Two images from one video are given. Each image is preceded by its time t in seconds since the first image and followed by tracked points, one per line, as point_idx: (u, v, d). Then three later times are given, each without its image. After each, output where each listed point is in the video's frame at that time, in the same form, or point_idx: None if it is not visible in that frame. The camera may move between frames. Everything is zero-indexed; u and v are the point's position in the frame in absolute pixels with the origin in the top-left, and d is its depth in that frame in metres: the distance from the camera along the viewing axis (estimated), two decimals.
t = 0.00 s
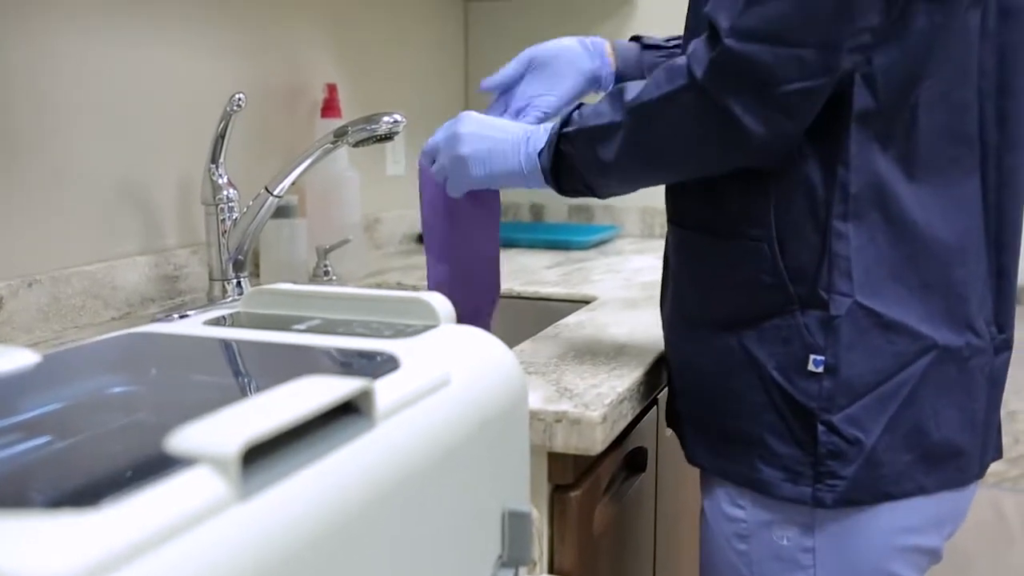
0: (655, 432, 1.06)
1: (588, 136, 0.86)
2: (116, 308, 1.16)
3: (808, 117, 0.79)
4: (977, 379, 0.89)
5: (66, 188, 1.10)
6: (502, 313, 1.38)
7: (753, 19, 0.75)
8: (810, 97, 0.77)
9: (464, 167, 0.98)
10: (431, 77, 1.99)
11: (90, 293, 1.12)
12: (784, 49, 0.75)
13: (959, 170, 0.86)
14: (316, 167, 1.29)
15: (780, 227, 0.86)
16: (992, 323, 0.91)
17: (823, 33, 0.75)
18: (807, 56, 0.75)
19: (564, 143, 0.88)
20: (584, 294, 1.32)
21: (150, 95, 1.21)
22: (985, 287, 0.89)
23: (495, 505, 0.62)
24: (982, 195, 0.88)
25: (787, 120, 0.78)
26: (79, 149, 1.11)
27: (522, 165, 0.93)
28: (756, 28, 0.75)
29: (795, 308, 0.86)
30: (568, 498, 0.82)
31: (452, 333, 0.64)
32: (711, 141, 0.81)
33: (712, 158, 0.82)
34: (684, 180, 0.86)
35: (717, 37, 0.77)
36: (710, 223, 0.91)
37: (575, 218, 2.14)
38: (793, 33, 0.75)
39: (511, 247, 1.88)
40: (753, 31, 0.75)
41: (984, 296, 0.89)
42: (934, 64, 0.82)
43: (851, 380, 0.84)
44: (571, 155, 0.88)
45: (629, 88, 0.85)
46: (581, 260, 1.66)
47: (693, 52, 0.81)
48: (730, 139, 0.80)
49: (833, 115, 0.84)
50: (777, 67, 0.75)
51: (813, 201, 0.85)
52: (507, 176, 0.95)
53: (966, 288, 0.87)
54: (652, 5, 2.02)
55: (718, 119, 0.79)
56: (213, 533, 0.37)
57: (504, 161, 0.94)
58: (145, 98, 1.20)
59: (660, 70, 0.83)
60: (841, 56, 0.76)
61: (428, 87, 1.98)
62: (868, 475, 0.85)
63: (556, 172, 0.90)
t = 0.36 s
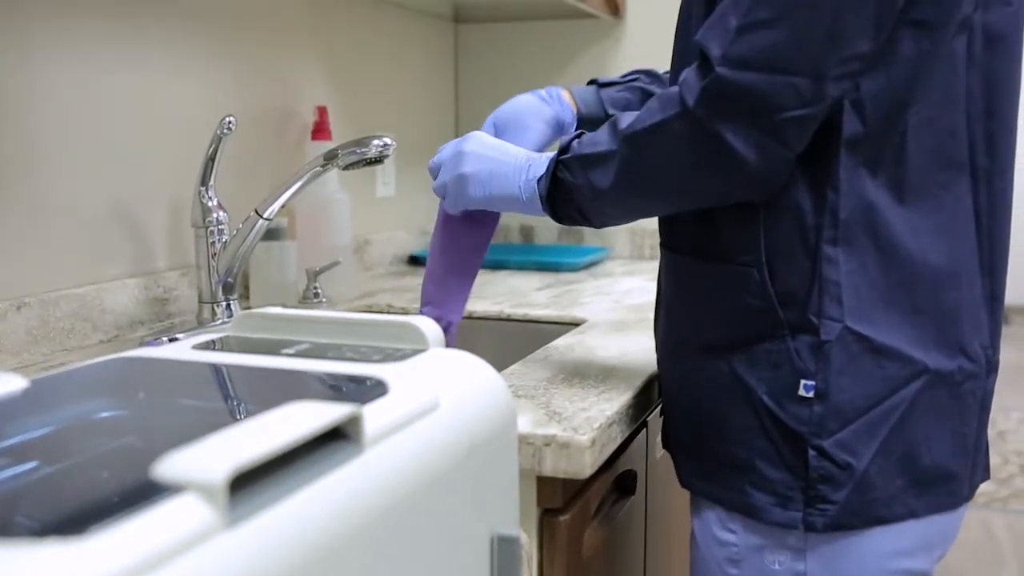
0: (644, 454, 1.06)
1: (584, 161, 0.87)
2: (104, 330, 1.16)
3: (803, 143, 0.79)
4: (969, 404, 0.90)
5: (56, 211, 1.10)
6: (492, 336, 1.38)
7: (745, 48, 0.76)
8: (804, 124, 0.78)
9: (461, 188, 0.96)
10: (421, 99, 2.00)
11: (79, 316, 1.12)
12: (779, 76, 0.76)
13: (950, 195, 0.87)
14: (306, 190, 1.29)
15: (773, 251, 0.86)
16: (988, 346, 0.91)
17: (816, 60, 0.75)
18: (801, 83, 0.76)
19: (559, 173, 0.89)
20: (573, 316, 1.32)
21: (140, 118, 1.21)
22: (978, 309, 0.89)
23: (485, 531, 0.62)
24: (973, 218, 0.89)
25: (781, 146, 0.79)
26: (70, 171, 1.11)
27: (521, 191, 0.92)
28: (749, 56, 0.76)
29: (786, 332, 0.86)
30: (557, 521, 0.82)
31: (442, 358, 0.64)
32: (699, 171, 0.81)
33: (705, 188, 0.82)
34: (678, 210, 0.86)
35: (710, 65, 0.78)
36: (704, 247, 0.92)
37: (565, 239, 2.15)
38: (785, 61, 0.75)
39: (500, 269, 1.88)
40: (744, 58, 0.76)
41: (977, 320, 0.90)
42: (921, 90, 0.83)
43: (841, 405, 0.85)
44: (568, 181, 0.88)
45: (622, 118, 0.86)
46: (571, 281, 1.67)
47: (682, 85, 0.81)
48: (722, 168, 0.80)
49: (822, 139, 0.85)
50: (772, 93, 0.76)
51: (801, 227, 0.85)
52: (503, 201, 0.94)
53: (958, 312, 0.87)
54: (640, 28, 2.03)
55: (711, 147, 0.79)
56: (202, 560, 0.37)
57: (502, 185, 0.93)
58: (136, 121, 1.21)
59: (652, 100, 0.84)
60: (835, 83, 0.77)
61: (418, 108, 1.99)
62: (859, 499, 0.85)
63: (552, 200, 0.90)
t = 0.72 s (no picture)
0: (633, 472, 1.07)
1: (596, 168, 0.87)
2: (93, 347, 1.15)
3: (800, 155, 0.79)
4: (956, 415, 0.90)
5: (45, 229, 1.10)
6: (482, 352, 1.38)
7: (731, 61, 0.76)
8: (797, 136, 0.77)
9: (495, 182, 0.95)
10: (411, 116, 2.00)
11: (67, 333, 1.11)
12: (768, 88, 0.75)
13: (933, 207, 0.87)
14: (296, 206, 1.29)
15: (764, 265, 0.87)
16: (974, 358, 0.92)
17: (803, 71, 0.75)
18: (791, 96, 0.75)
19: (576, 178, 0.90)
20: (563, 333, 1.32)
21: (131, 135, 1.21)
22: (964, 323, 0.90)
23: (473, 549, 0.62)
24: (956, 230, 0.89)
25: (776, 161, 0.78)
26: (59, 188, 1.11)
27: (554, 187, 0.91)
28: (734, 70, 0.76)
29: (776, 348, 0.86)
30: (546, 539, 0.82)
31: (431, 376, 0.64)
32: (702, 184, 0.81)
33: (708, 201, 0.82)
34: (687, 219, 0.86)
35: (699, 80, 0.79)
36: (694, 264, 0.92)
37: (555, 255, 2.15)
38: (773, 74, 0.75)
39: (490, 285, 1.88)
40: (731, 72, 0.76)
41: (964, 332, 0.90)
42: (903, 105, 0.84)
43: (832, 422, 0.85)
44: (586, 184, 0.89)
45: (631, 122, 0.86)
46: (561, 298, 1.67)
47: (678, 95, 0.82)
48: (721, 182, 0.80)
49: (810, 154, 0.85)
50: (762, 106, 0.76)
51: (792, 243, 0.85)
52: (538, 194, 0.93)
53: (942, 324, 0.88)
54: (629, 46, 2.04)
55: (706, 159, 0.80)
56: None
57: (535, 181, 0.92)
58: (126, 138, 1.21)
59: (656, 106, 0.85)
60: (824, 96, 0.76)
61: (408, 125, 1.99)
62: (850, 514, 0.85)
63: (578, 200, 0.91)
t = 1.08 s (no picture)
0: (621, 494, 1.06)
1: (589, 195, 0.87)
2: (79, 370, 1.15)
3: (798, 175, 0.78)
4: (947, 435, 0.91)
5: (32, 251, 1.09)
6: (469, 374, 1.38)
7: (726, 79, 0.76)
8: (796, 157, 0.76)
9: (485, 223, 0.98)
10: (399, 137, 2.01)
11: (52, 355, 1.11)
12: (765, 107, 0.75)
13: (919, 228, 0.88)
14: (283, 228, 1.29)
15: (761, 288, 0.87)
16: (960, 376, 0.93)
17: (800, 88, 0.74)
18: (789, 115, 0.75)
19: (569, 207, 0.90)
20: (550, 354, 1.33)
21: (118, 157, 1.22)
22: (951, 342, 0.91)
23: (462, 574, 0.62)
24: (940, 250, 0.90)
25: (775, 184, 0.77)
26: (46, 210, 1.11)
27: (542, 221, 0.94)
28: (729, 88, 0.75)
29: (775, 374, 0.86)
30: (533, 562, 0.82)
31: (419, 399, 0.64)
32: (703, 211, 0.80)
33: (708, 228, 0.81)
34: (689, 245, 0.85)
35: (692, 99, 0.78)
36: (688, 289, 0.92)
37: (543, 276, 2.15)
38: (770, 93, 0.75)
39: (478, 306, 1.88)
40: (726, 91, 0.76)
41: (951, 351, 0.91)
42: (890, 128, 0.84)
43: (831, 447, 0.85)
44: (578, 217, 0.89)
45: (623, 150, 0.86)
46: (548, 319, 1.67)
47: (671, 120, 0.81)
48: (721, 208, 0.79)
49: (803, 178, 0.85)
50: (759, 126, 0.75)
51: (787, 266, 0.85)
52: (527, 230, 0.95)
53: (930, 345, 0.89)
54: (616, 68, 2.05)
55: (701, 181, 0.78)
56: None
57: (523, 219, 0.95)
58: (113, 160, 1.21)
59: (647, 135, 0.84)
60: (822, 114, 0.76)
61: (396, 147, 2.00)
62: (851, 538, 0.86)
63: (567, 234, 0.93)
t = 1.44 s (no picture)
0: (604, 521, 1.06)
1: (579, 222, 0.87)
2: (61, 395, 1.14)
3: (786, 200, 0.78)
4: (931, 462, 0.91)
5: (15, 276, 1.09)
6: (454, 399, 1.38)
7: (713, 103, 0.76)
8: (783, 180, 0.76)
9: (483, 244, 0.98)
10: (384, 161, 2.01)
11: (34, 381, 1.11)
12: (752, 130, 0.75)
13: (903, 255, 0.89)
14: (268, 252, 1.29)
15: (750, 314, 0.87)
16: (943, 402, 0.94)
17: (788, 110, 0.75)
18: (776, 138, 0.75)
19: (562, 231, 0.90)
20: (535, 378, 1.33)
21: (103, 182, 1.21)
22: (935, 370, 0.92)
23: None
24: (923, 277, 0.91)
25: (763, 208, 0.77)
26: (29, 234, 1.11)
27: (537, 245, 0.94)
28: (716, 111, 0.76)
29: (765, 401, 0.86)
30: None
31: (401, 426, 0.64)
32: (693, 235, 0.80)
33: (698, 252, 0.81)
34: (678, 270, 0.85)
35: (680, 122, 0.78)
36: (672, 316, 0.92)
37: (528, 299, 2.15)
38: (758, 115, 0.75)
39: (463, 330, 1.88)
40: (714, 113, 0.76)
41: (934, 378, 0.92)
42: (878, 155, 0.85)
43: (822, 474, 0.85)
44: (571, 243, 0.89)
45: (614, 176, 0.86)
46: (533, 343, 1.67)
47: (660, 145, 0.81)
48: (710, 231, 0.79)
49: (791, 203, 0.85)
50: (745, 148, 0.75)
51: (776, 291, 0.86)
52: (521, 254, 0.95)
53: (915, 372, 0.89)
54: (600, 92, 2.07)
55: (689, 206, 0.79)
56: None
57: (519, 242, 0.95)
58: (98, 184, 1.21)
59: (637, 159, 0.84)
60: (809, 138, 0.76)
61: (380, 171, 2.00)
62: (841, 565, 0.86)
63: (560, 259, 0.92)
